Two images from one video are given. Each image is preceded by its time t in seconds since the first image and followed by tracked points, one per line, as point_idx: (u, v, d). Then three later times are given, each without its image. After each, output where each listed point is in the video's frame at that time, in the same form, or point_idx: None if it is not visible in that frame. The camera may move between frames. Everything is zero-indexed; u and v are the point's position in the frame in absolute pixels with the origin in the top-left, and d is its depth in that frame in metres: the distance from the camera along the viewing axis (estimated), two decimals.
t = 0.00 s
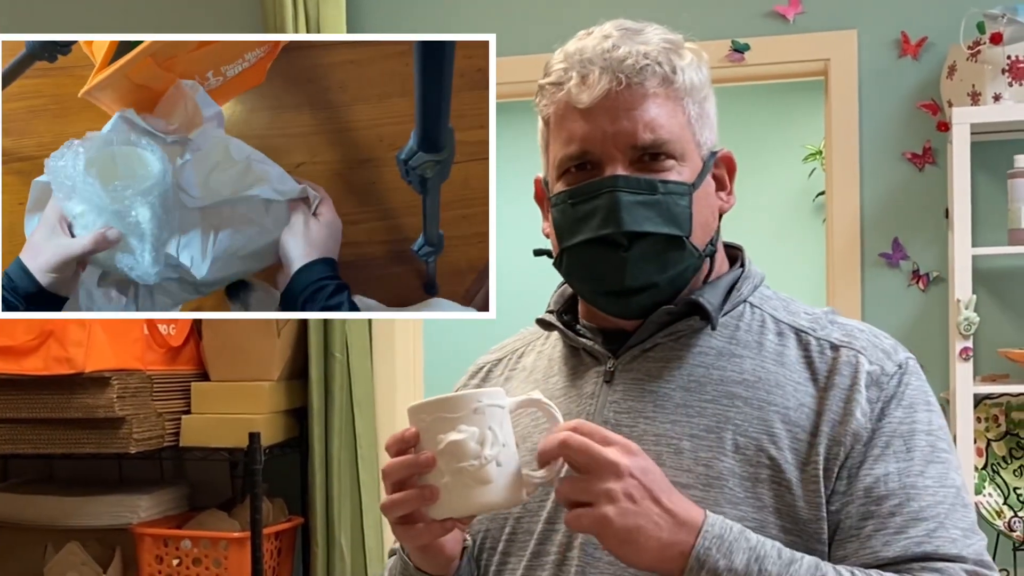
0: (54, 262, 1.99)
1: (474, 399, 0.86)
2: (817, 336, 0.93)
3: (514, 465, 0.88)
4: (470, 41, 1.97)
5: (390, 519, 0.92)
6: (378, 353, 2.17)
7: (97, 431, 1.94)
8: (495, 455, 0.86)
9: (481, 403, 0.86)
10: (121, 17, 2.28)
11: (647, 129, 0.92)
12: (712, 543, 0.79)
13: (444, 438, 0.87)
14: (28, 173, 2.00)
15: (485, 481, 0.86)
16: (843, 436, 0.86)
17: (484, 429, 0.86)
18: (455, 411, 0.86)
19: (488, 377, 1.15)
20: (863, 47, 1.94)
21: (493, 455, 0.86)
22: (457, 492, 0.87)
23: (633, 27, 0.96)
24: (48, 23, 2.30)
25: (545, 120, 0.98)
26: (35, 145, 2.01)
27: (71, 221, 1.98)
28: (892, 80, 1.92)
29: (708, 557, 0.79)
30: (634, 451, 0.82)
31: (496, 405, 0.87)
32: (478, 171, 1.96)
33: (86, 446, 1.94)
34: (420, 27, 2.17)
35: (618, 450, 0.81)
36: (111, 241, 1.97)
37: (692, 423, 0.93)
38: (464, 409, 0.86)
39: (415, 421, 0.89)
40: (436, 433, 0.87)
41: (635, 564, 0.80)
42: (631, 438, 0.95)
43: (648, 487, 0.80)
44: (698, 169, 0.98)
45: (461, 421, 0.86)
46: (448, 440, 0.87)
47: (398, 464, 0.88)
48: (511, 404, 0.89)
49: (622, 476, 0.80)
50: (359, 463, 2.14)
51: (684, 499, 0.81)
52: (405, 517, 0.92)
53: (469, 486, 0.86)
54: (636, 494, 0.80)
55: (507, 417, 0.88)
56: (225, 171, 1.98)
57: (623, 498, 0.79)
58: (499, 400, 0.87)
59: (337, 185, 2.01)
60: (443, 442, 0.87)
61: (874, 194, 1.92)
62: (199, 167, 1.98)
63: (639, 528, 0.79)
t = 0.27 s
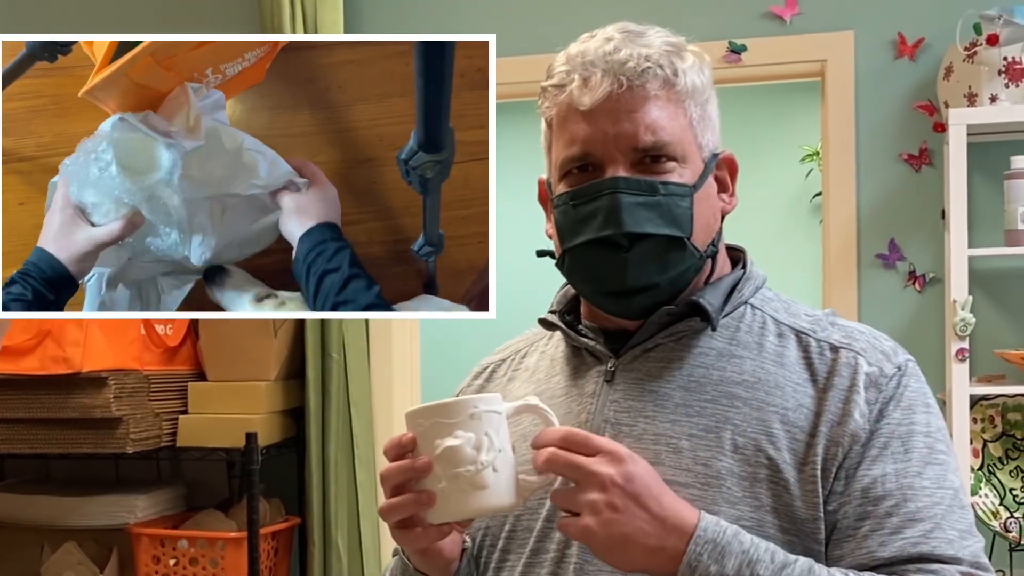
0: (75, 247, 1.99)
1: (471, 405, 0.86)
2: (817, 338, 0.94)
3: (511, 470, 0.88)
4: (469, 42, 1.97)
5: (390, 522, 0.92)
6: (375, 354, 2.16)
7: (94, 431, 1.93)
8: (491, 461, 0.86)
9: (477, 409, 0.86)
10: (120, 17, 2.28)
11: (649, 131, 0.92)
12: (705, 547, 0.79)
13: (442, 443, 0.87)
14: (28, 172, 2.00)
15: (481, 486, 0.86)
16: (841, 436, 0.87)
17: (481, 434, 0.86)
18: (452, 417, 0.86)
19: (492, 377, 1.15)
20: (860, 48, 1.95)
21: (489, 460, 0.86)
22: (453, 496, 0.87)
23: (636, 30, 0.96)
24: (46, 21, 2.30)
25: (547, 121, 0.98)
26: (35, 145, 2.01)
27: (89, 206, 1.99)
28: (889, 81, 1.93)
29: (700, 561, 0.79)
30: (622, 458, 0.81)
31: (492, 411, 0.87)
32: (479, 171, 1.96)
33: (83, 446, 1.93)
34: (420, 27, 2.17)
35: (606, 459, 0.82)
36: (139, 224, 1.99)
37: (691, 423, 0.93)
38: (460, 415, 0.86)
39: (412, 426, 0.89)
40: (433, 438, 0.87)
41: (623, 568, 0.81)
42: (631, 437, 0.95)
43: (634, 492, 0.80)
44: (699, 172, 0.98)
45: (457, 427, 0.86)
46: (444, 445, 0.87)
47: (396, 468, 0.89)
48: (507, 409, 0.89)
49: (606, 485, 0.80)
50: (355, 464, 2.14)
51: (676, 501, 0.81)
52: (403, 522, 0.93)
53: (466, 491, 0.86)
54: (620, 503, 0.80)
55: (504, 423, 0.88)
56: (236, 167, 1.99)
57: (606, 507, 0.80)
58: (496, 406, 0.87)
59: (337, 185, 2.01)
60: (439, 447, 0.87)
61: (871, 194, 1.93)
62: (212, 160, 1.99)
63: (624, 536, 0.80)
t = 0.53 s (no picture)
0: (97, 245, 2.03)
1: (469, 411, 0.86)
2: (817, 338, 0.94)
3: (507, 476, 0.88)
4: (469, 42, 1.97)
5: (386, 528, 0.93)
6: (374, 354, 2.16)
7: (93, 430, 1.93)
8: (489, 468, 0.86)
9: (475, 417, 0.86)
10: (119, 16, 2.28)
11: (655, 133, 0.93)
12: (699, 545, 0.79)
13: (439, 450, 0.87)
14: (27, 172, 2.02)
15: (478, 493, 0.86)
16: (840, 435, 0.87)
17: (479, 441, 0.86)
18: (450, 423, 0.86)
19: (494, 377, 1.15)
20: (859, 49, 1.95)
21: (487, 467, 0.86)
22: (451, 503, 0.87)
23: (641, 31, 0.96)
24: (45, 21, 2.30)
25: (552, 121, 0.98)
26: (35, 145, 2.02)
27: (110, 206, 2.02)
28: (888, 82, 1.93)
29: (693, 560, 0.79)
30: (612, 458, 0.81)
31: (490, 418, 0.87)
32: (479, 171, 1.96)
33: (81, 446, 1.93)
34: (420, 27, 2.17)
35: (595, 459, 0.81)
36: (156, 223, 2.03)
37: (692, 422, 0.93)
38: (458, 421, 0.86)
39: (410, 432, 0.89)
40: (431, 444, 0.87)
41: (618, 567, 0.81)
42: (632, 437, 0.95)
43: (626, 491, 0.80)
44: (703, 173, 0.98)
45: (455, 433, 0.86)
46: (441, 452, 0.86)
47: (394, 473, 0.89)
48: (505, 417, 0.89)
49: (597, 484, 0.80)
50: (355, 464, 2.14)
51: (671, 502, 0.81)
52: (400, 528, 0.93)
53: (463, 498, 0.86)
54: (612, 502, 0.80)
55: (502, 429, 0.88)
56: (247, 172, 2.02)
57: (598, 508, 0.80)
58: (494, 413, 0.87)
59: (338, 185, 2.01)
60: (436, 454, 0.87)
61: (870, 195, 1.93)
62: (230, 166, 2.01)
63: (616, 536, 0.80)
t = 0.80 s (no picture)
0: (118, 252, 2.00)
1: (477, 415, 0.86)
2: (819, 338, 0.94)
3: (514, 480, 0.88)
4: (470, 42, 1.97)
5: (391, 530, 0.93)
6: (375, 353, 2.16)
7: (95, 429, 1.93)
8: (498, 472, 0.86)
9: (484, 420, 0.86)
10: (121, 17, 2.28)
11: (658, 132, 0.93)
12: (706, 551, 0.79)
13: (448, 453, 0.87)
14: (28, 172, 1.99)
15: (486, 496, 0.86)
16: (843, 436, 0.87)
17: (488, 444, 0.86)
18: (459, 427, 0.86)
19: (493, 377, 1.15)
20: (861, 49, 1.95)
21: (495, 471, 0.86)
22: (458, 506, 0.87)
23: (644, 31, 0.96)
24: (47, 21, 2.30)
25: (555, 120, 0.98)
26: (35, 146, 2.00)
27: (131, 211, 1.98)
28: (889, 82, 1.93)
29: (700, 565, 0.79)
30: (619, 464, 0.82)
31: (498, 421, 0.87)
32: (478, 171, 1.96)
33: (83, 445, 1.94)
34: (422, 27, 2.17)
35: (601, 465, 0.82)
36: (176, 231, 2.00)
37: (694, 422, 0.93)
38: (467, 425, 0.86)
39: (418, 435, 0.89)
40: (440, 447, 0.87)
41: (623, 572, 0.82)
42: (634, 436, 0.95)
43: (631, 495, 0.80)
44: (704, 173, 0.98)
45: (464, 437, 0.86)
46: (450, 455, 0.87)
47: (401, 476, 0.88)
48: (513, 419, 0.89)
49: (604, 491, 0.81)
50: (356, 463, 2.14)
51: (677, 505, 0.82)
52: (405, 530, 0.93)
53: (471, 501, 0.86)
54: (618, 508, 0.80)
55: (509, 432, 0.88)
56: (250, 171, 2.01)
57: (604, 514, 0.80)
58: (502, 416, 0.87)
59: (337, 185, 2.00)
60: (445, 458, 0.87)
61: (872, 195, 1.93)
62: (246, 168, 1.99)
63: (623, 542, 0.80)
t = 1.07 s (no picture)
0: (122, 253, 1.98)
1: (476, 419, 0.86)
2: (821, 336, 0.93)
3: (514, 485, 0.88)
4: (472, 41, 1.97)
5: (391, 535, 0.93)
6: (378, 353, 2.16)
7: (98, 429, 1.94)
8: (497, 477, 0.86)
9: (482, 424, 0.86)
10: (124, 17, 2.28)
11: (656, 131, 0.92)
12: (708, 552, 0.79)
13: (447, 458, 0.87)
14: (28, 172, 1.99)
15: (485, 502, 0.86)
16: (845, 435, 0.86)
17: (487, 449, 0.86)
18: (457, 431, 0.86)
19: (494, 378, 1.15)
20: (866, 48, 1.94)
21: (494, 475, 0.86)
22: (457, 511, 0.87)
23: (641, 29, 0.95)
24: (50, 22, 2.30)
25: (553, 121, 0.98)
26: (35, 146, 1.99)
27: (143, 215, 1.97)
28: (892, 81, 1.92)
29: (703, 567, 0.79)
30: (619, 466, 0.81)
31: (498, 426, 0.86)
32: (480, 171, 1.96)
33: (87, 444, 1.94)
34: (421, 27, 2.17)
35: (602, 468, 0.81)
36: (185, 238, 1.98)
37: (696, 422, 0.93)
38: (465, 430, 0.86)
39: (417, 439, 0.89)
40: (439, 452, 0.87)
41: None
42: (635, 437, 0.95)
43: (632, 498, 0.80)
44: (703, 172, 0.98)
45: (462, 441, 0.86)
46: (449, 460, 0.86)
47: (400, 480, 0.89)
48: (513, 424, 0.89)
49: (605, 494, 0.80)
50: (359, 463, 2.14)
51: (680, 508, 0.81)
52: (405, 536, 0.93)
53: (469, 506, 0.86)
54: (619, 511, 0.80)
55: (509, 437, 0.88)
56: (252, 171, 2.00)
57: (606, 518, 0.80)
58: (501, 420, 0.87)
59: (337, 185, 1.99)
60: (444, 463, 0.87)
61: (876, 195, 1.92)
62: (251, 168, 1.98)
63: (625, 545, 0.80)
